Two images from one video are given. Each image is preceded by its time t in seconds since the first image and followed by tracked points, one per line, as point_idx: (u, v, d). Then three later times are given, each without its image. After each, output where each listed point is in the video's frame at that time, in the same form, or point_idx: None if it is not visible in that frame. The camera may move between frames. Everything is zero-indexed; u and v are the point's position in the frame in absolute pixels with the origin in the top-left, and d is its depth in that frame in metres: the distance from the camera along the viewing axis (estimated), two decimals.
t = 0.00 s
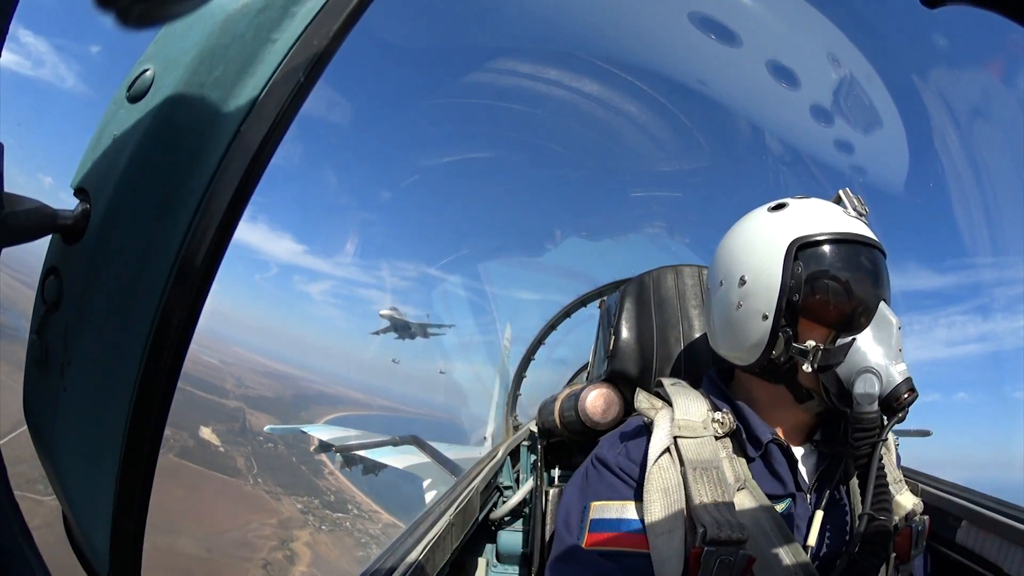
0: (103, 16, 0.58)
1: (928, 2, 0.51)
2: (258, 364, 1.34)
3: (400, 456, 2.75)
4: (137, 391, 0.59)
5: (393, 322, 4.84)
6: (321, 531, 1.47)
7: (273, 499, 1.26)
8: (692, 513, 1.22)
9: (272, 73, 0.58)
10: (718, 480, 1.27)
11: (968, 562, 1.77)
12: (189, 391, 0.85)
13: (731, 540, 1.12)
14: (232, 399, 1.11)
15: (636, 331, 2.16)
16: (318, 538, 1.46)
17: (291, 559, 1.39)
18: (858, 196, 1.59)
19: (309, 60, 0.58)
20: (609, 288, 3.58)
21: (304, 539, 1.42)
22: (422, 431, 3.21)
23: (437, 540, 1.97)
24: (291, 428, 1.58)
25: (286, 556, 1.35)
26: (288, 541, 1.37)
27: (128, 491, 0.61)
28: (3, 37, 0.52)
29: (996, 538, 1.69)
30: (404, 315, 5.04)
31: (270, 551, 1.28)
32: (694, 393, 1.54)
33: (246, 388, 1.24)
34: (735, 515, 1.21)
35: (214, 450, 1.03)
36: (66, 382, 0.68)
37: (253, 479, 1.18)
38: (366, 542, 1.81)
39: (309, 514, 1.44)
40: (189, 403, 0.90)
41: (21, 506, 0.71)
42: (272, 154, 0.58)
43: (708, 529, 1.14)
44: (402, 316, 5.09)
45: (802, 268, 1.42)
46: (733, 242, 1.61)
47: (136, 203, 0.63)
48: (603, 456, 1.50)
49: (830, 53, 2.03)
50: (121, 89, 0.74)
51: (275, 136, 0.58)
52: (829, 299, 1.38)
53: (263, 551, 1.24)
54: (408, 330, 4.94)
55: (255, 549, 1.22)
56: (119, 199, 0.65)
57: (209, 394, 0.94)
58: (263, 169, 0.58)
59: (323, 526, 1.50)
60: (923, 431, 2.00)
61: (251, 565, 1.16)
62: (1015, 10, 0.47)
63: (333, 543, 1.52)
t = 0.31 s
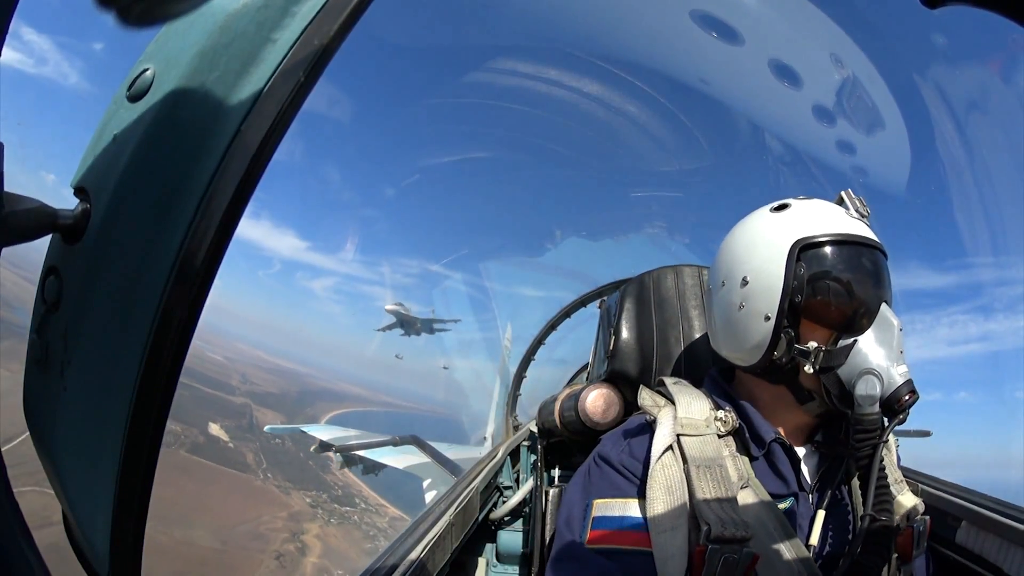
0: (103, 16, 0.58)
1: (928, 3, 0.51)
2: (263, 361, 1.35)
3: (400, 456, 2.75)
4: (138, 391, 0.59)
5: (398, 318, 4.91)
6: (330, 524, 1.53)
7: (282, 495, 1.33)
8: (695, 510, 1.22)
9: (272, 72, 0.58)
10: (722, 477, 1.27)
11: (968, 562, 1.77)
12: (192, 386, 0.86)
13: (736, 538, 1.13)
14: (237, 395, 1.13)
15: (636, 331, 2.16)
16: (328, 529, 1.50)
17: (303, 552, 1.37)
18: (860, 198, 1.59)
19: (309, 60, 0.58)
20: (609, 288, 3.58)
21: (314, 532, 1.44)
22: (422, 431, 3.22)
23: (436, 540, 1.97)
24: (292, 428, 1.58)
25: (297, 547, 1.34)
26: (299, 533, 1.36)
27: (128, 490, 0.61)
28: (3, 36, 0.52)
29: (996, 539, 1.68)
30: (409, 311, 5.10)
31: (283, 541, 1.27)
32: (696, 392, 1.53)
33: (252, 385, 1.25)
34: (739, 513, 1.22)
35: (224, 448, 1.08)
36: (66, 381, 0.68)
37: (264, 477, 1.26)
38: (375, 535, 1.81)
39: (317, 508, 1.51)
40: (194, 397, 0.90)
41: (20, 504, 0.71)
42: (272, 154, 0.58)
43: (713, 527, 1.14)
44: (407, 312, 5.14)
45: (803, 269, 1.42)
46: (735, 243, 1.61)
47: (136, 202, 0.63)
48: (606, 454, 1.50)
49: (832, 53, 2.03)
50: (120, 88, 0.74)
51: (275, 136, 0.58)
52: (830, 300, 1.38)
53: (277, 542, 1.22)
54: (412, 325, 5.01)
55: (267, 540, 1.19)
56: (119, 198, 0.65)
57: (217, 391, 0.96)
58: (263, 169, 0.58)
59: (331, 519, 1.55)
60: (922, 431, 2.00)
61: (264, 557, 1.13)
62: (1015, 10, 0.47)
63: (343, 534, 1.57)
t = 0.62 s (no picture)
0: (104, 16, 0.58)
1: (928, 3, 0.51)
2: (262, 358, 1.36)
3: (399, 456, 2.76)
4: (137, 391, 0.59)
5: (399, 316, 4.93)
6: (333, 514, 1.59)
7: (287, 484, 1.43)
8: (697, 508, 1.21)
9: (272, 73, 0.58)
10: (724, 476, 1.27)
11: (968, 562, 1.77)
12: (198, 375, 0.87)
13: (738, 535, 1.13)
14: (241, 384, 1.15)
15: (636, 331, 2.16)
16: (330, 519, 1.58)
17: (307, 539, 1.52)
18: (865, 200, 1.59)
19: (309, 60, 0.58)
20: (609, 288, 3.58)
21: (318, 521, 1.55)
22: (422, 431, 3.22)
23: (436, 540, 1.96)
24: (292, 429, 1.59)
25: (302, 536, 1.50)
26: (304, 521, 1.51)
27: (128, 490, 0.61)
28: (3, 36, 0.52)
29: (996, 539, 1.69)
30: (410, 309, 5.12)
31: (288, 530, 1.45)
32: (699, 390, 1.54)
33: (253, 374, 1.29)
34: (741, 510, 1.21)
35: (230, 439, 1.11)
36: (66, 381, 0.68)
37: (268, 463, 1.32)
38: (375, 525, 1.83)
39: (320, 497, 1.59)
40: (195, 394, 0.91)
41: (19, 504, 0.71)
42: (272, 155, 0.58)
43: (715, 525, 1.14)
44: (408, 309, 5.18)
45: (810, 269, 1.42)
46: (743, 241, 1.61)
47: (136, 202, 0.63)
48: (607, 452, 1.50)
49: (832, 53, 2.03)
50: (121, 88, 0.74)
51: (276, 136, 0.58)
52: (836, 300, 1.38)
53: (281, 530, 1.35)
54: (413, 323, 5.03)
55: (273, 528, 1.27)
56: (119, 199, 0.65)
57: (222, 375, 0.98)
58: (263, 169, 0.58)
59: (333, 510, 1.62)
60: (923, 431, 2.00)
61: (270, 544, 1.23)
62: (1017, 11, 0.47)
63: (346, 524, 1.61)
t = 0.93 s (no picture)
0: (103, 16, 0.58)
1: (928, 3, 0.51)
2: (260, 356, 1.36)
3: (399, 456, 2.76)
4: (137, 391, 0.59)
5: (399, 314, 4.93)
6: (333, 508, 1.65)
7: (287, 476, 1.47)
8: (696, 507, 1.21)
9: (272, 73, 0.58)
10: (723, 475, 1.27)
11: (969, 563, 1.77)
12: (197, 371, 0.87)
13: (737, 536, 1.13)
14: (239, 380, 1.15)
15: (636, 331, 2.15)
16: (330, 512, 1.64)
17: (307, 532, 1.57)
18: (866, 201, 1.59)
19: (309, 61, 0.58)
20: (609, 288, 3.58)
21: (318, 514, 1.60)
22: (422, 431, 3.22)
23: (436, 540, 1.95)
24: (292, 429, 1.60)
25: (303, 528, 1.54)
26: (304, 515, 1.56)
27: (128, 490, 0.61)
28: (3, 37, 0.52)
29: (996, 539, 1.68)
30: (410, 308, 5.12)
31: (290, 522, 1.49)
32: (697, 391, 1.53)
33: (253, 369, 1.29)
34: (740, 510, 1.22)
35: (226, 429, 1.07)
36: (66, 381, 0.68)
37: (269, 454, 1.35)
38: (372, 518, 1.79)
39: (320, 492, 1.65)
40: (195, 395, 0.91)
41: (19, 505, 0.71)
42: (272, 155, 0.58)
43: (714, 526, 1.14)
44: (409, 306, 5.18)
45: (809, 269, 1.43)
46: (743, 240, 1.61)
47: (136, 202, 0.63)
48: (606, 452, 1.50)
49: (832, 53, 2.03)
50: (121, 88, 0.74)
51: (275, 136, 0.58)
52: (835, 300, 1.38)
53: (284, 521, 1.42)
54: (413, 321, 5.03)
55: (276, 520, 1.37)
56: (119, 199, 0.65)
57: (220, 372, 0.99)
58: (263, 169, 0.58)
59: (332, 503, 1.66)
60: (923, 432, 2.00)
61: (273, 535, 1.29)
62: (1017, 10, 0.47)
63: (347, 518, 1.68)
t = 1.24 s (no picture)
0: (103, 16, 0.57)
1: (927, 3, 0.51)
2: (259, 355, 1.36)
3: (400, 457, 2.76)
4: (137, 391, 0.59)
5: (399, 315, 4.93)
6: (332, 496, 1.69)
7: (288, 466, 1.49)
8: (699, 508, 1.21)
9: (272, 73, 0.58)
10: (726, 476, 1.27)
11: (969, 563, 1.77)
12: (198, 368, 0.86)
13: (742, 536, 1.14)
14: (239, 368, 1.15)
15: (636, 331, 2.15)
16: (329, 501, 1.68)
17: (309, 517, 1.68)
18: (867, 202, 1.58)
19: (309, 61, 0.58)
20: (609, 288, 3.58)
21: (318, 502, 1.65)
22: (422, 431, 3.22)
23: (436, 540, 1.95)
24: (291, 429, 1.60)
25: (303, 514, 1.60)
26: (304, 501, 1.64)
27: (128, 489, 0.61)
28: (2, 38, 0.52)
29: (996, 538, 1.69)
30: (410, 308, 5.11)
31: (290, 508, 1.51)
32: (698, 392, 1.53)
33: (252, 367, 1.29)
34: (743, 510, 1.22)
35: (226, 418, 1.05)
36: (66, 381, 0.68)
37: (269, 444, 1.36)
38: (371, 507, 1.80)
39: (320, 480, 1.64)
40: (194, 395, 0.91)
41: (19, 505, 0.71)
42: (272, 156, 0.58)
43: (717, 526, 1.14)
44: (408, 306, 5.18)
45: (811, 268, 1.43)
46: (745, 240, 1.61)
47: (136, 202, 0.63)
48: (607, 453, 1.50)
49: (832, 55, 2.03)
50: (121, 88, 0.74)
51: (275, 136, 0.58)
52: (836, 300, 1.38)
53: (285, 508, 1.43)
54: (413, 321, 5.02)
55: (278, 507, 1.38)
56: (119, 199, 0.65)
57: (220, 366, 0.98)
58: (263, 169, 0.58)
59: (332, 492, 1.70)
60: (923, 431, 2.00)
61: (276, 520, 1.34)
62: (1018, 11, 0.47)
63: (346, 506, 1.74)
